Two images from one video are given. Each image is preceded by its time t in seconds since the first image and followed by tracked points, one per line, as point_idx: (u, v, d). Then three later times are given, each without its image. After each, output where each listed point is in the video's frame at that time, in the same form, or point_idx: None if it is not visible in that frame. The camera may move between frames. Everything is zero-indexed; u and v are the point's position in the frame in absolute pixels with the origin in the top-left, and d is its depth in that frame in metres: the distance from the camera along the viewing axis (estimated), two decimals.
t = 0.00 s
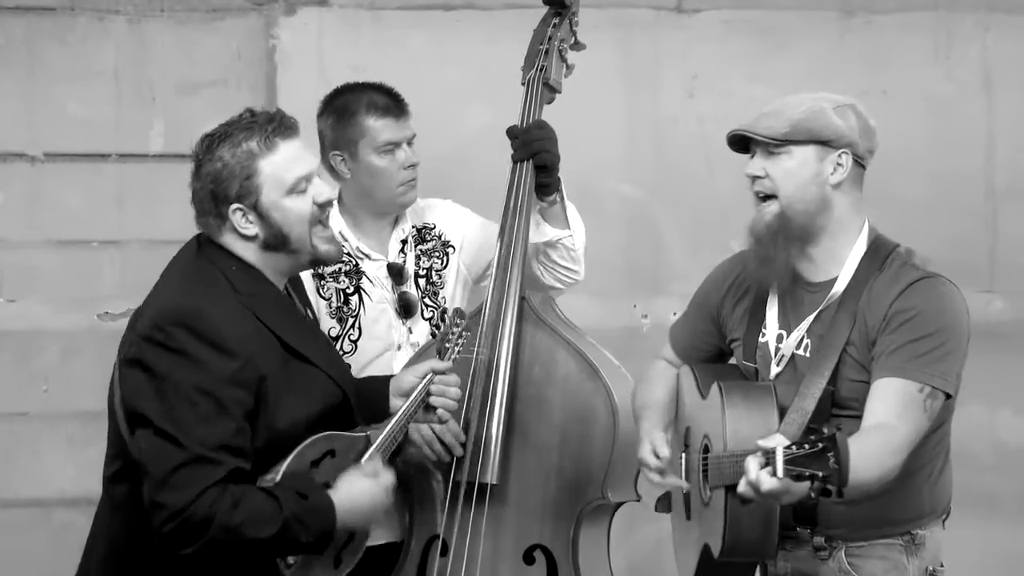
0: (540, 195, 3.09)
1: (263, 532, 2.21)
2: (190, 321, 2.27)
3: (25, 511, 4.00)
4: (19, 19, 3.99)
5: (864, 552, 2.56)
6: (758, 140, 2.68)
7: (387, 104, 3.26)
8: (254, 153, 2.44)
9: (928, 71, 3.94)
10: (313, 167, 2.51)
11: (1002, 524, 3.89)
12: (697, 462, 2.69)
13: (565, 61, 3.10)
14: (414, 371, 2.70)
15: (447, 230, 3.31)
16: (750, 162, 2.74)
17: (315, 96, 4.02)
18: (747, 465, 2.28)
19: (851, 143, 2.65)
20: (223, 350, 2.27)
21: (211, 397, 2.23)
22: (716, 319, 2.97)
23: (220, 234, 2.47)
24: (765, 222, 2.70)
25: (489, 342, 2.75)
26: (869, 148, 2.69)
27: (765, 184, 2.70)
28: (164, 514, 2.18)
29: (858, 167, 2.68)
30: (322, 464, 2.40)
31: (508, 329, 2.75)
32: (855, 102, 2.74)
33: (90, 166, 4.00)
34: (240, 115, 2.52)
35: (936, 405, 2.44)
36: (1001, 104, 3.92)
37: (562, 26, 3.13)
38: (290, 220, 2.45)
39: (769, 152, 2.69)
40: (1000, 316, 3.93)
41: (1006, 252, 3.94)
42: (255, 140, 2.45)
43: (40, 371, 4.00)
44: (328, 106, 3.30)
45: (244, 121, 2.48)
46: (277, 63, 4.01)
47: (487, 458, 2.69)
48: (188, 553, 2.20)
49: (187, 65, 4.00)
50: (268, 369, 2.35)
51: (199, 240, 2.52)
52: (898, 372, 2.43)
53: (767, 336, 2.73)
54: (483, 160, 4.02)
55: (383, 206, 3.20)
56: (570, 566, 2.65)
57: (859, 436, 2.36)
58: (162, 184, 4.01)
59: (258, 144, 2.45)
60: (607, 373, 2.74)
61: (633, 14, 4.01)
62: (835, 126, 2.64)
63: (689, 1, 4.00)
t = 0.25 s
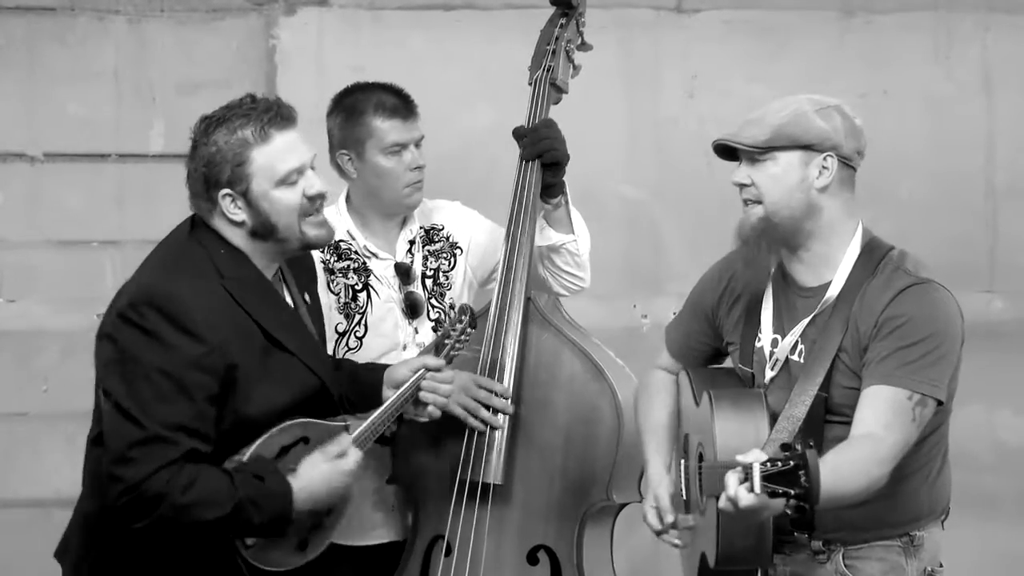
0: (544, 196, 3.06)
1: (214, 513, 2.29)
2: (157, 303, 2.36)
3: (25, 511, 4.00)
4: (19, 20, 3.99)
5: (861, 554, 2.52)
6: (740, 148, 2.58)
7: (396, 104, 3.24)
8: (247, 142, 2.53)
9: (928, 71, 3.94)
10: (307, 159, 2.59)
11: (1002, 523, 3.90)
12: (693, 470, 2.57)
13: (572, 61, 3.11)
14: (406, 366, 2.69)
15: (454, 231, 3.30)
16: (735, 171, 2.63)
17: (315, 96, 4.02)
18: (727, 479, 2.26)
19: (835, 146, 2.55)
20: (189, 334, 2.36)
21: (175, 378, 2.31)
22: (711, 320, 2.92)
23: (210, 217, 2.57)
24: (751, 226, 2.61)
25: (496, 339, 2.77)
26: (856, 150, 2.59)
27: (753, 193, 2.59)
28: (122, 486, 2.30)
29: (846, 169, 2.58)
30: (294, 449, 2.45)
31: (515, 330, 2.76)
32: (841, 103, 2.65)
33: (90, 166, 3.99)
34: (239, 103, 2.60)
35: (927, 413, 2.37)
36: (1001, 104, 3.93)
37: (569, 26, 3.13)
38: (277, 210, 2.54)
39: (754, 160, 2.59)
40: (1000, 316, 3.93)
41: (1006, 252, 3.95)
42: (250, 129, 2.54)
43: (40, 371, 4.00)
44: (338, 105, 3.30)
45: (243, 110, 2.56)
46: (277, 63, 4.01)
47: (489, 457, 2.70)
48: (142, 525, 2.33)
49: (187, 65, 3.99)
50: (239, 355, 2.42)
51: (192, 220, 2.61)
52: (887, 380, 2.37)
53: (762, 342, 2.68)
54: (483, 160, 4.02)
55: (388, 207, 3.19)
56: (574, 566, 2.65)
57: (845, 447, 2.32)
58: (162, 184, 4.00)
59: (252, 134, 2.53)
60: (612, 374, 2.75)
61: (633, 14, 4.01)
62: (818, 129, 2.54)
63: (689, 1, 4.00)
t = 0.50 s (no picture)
0: (548, 196, 3.08)
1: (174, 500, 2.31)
2: (122, 289, 2.41)
3: (25, 511, 3.99)
4: (19, 20, 3.99)
5: (860, 555, 2.52)
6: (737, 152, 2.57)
7: (403, 105, 3.24)
8: (227, 136, 2.55)
9: (928, 71, 3.94)
10: (287, 156, 2.60)
11: (1002, 523, 3.90)
12: (693, 473, 2.58)
13: (579, 61, 3.10)
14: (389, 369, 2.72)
15: (459, 231, 3.30)
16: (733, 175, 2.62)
17: (316, 96, 4.02)
18: (721, 487, 2.22)
19: (833, 149, 2.53)
20: (155, 322, 2.40)
21: (138, 364, 2.36)
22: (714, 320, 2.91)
23: (188, 208, 2.60)
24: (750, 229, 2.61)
25: (500, 338, 2.76)
26: (855, 151, 2.57)
27: (749, 198, 2.58)
28: (83, 467, 2.36)
29: (845, 172, 2.55)
30: (265, 444, 2.49)
31: (518, 331, 2.75)
32: (841, 103, 2.62)
33: (90, 166, 3.99)
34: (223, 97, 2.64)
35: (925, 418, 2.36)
36: (1001, 104, 3.93)
37: (575, 26, 3.13)
38: (254, 205, 2.55)
39: (751, 164, 2.57)
40: (1000, 316, 3.93)
41: (1007, 252, 3.95)
42: (232, 124, 2.56)
43: (39, 370, 3.99)
44: (344, 105, 3.31)
45: (225, 105, 2.59)
46: (277, 63, 4.00)
47: (491, 457, 2.70)
48: (103, 509, 2.37)
49: (187, 64, 3.99)
50: (206, 345, 2.46)
51: (177, 216, 2.64)
52: (884, 384, 2.36)
53: (762, 343, 2.66)
54: (483, 161, 4.01)
55: (392, 208, 3.19)
56: (574, 567, 2.65)
57: (842, 453, 2.31)
58: (162, 183, 4.00)
59: (233, 128, 2.55)
60: (615, 375, 2.75)
61: (633, 14, 4.01)
62: (816, 133, 2.52)
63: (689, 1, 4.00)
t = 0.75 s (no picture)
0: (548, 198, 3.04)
1: (198, 476, 2.29)
2: (134, 268, 2.38)
3: (25, 511, 3.99)
4: (19, 20, 3.98)
5: (859, 554, 2.51)
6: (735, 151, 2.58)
7: (405, 107, 3.25)
8: (214, 107, 2.54)
9: (928, 71, 3.94)
10: (275, 124, 2.60)
11: (1002, 523, 3.90)
12: (693, 472, 2.57)
13: (581, 61, 3.11)
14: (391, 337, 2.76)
15: (460, 231, 3.30)
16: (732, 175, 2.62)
17: (316, 96, 4.02)
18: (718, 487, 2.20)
19: (832, 149, 2.52)
20: (166, 299, 2.38)
21: (151, 340, 2.33)
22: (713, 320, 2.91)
23: (179, 185, 2.58)
24: (751, 231, 2.61)
25: (501, 336, 2.77)
26: (854, 151, 2.56)
27: (749, 197, 2.58)
28: (100, 451, 2.30)
29: (844, 171, 2.55)
30: (276, 418, 2.50)
31: (520, 330, 2.76)
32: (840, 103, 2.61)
33: (90, 166, 3.99)
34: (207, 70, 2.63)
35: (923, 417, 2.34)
36: (1001, 104, 3.93)
37: (578, 26, 3.13)
38: (245, 174, 2.54)
39: (750, 163, 2.57)
40: (1000, 316, 3.94)
41: (1006, 252, 3.95)
42: (216, 95, 2.55)
43: (39, 370, 3.99)
44: (346, 106, 3.32)
45: (209, 77, 2.58)
46: (277, 63, 4.00)
47: (494, 457, 2.69)
48: (124, 492, 2.32)
49: (186, 64, 3.99)
50: (213, 319, 2.44)
51: (166, 195, 2.62)
52: (881, 383, 2.34)
53: (761, 342, 2.66)
54: (483, 161, 4.01)
55: (393, 208, 3.19)
56: (575, 567, 2.66)
57: (840, 450, 2.27)
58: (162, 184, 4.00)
59: (219, 99, 2.55)
60: (616, 375, 2.75)
61: (633, 14, 4.01)
62: (814, 133, 2.52)
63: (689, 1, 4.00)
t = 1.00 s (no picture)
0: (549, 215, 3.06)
1: (196, 503, 2.29)
2: (136, 288, 2.37)
3: (25, 511, 4.00)
4: (19, 20, 3.99)
5: (864, 558, 2.49)
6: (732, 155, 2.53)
7: (410, 108, 3.25)
8: (217, 128, 2.52)
9: (928, 71, 3.94)
10: (278, 146, 2.58)
11: (1002, 523, 3.90)
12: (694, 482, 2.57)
13: (583, 61, 3.11)
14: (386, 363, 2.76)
15: (463, 231, 3.29)
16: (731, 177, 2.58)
17: (316, 96, 4.02)
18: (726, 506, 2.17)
19: (829, 156, 2.47)
20: (169, 319, 2.37)
21: (154, 362, 2.32)
22: (710, 325, 2.85)
23: (182, 204, 2.57)
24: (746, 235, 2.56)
25: (501, 339, 2.77)
26: (854, 158, 2.50)
27: (746, 199, 2.54)
28: (100, 473, 2.30)
29: (841, 179, 2.50)
30: (274, 444, 2.49)
31: (520, 331, 2.76)
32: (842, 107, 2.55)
33: (90, 166, 3.99)
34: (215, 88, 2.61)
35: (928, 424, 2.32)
36: (1001, 104, 3.93)
37: (580, 26, 3.13)
38: (245, 197, 2.53)
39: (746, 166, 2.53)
40: (1000, 316, 3.93)
41: (1006, 252, 3.95)
42: (222, 115, 2.54)
43: (40, 370, 4.00)
44: (351, 106, 3.32)
45: (217, 96, 2.57)
46: (277, 63, 4.00)
47: (494, 457, 2.70)
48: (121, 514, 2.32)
49: (187, 64, 3.99)
50: (216, 340, 2.44)
51: (168, 215, 2.61)
52: (885, 391, 2.32)
53: (761, 348, 2.62)
54: (482, 161, 4.01)
55: (397, 208, 3.19)
56: (576, 567, 2.66)
57: (843, 463, 2.26)
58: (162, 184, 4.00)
59: (223, 119, 2.53)
60: (617, 376, 2.75)
61: (633, 14, 4.01)
62: (811, 139, 2.46)
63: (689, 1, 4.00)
